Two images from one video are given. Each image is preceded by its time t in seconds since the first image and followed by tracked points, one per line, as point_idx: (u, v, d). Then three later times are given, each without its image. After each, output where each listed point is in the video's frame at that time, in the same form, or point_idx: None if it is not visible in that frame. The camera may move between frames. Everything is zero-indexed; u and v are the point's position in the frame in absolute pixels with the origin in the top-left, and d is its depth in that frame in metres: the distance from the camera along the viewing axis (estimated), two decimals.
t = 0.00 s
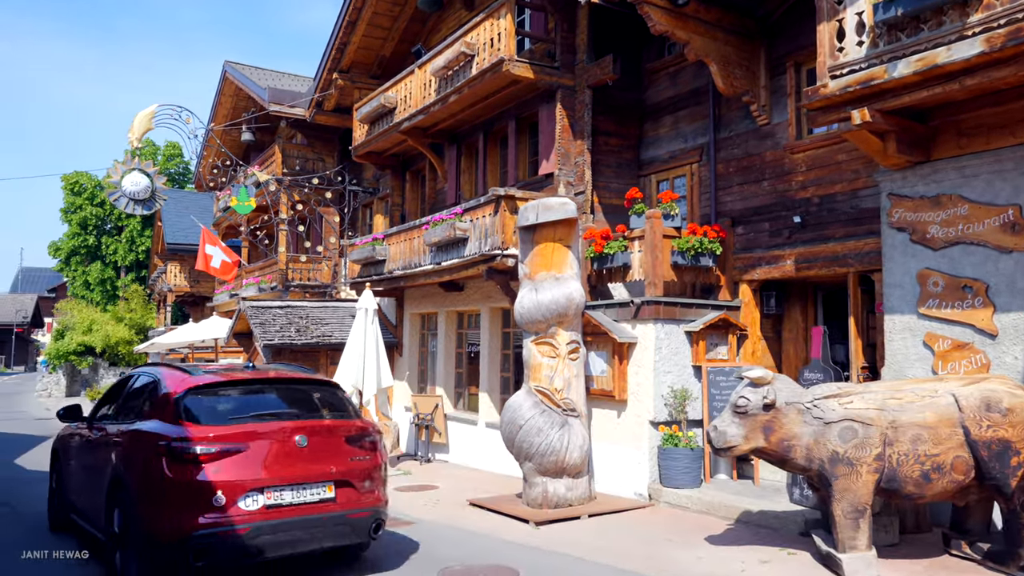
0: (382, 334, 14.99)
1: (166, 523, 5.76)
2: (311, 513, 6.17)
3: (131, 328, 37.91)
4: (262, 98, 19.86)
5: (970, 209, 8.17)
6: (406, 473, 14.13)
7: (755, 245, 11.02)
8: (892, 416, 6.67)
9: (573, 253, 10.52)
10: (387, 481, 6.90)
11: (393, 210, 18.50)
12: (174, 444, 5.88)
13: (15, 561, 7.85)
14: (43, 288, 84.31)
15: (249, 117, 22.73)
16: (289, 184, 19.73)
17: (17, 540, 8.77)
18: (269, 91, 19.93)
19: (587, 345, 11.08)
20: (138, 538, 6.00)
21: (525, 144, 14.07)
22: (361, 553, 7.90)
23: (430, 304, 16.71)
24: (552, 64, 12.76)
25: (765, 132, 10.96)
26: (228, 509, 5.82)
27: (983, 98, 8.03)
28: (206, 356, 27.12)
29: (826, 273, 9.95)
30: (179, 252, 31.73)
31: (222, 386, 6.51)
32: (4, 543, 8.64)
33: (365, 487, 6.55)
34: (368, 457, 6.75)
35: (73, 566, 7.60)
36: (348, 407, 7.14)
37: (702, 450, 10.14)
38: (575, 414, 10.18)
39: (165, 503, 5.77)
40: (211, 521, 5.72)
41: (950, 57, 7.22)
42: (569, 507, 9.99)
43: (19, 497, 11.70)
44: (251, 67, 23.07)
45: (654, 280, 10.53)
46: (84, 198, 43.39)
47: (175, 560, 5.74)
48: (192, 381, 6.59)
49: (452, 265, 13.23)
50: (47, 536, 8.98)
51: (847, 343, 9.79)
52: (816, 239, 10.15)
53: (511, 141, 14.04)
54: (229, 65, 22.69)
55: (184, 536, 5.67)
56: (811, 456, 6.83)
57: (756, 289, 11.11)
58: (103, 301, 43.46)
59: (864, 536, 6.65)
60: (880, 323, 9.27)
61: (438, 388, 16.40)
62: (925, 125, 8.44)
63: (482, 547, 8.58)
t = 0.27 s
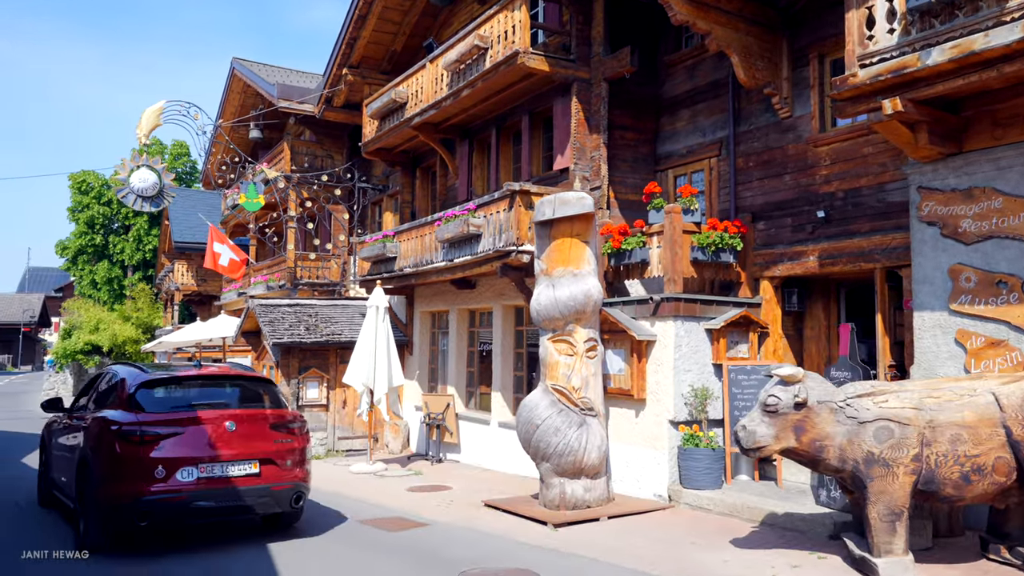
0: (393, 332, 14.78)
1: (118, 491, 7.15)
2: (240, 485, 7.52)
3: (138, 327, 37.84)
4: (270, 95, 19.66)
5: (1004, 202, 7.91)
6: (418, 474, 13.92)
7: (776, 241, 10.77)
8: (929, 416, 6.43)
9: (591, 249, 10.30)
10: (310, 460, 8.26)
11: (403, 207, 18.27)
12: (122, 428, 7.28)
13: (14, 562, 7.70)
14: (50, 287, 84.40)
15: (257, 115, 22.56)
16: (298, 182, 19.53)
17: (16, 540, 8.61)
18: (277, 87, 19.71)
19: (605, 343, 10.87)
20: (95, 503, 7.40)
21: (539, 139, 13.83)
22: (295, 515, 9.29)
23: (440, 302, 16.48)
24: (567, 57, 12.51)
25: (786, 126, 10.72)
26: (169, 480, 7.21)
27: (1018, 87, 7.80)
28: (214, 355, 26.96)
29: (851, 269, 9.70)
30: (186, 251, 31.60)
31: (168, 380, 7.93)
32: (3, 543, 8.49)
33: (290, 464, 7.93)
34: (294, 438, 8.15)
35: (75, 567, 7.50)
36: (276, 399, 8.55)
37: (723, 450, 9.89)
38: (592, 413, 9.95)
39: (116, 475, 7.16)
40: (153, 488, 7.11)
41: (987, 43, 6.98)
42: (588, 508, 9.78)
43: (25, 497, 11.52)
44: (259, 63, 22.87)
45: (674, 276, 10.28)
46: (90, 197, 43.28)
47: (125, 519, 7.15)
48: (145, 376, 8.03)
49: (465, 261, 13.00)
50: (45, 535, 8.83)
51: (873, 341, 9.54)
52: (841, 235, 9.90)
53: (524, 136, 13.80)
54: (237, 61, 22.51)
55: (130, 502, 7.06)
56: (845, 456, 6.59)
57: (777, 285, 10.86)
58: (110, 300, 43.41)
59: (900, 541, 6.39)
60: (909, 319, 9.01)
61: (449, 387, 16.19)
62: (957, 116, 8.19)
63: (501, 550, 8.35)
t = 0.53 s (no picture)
0: (408, 331, 14.58)
1: (97, 469, 8.44)
2: (200, 465, 8.83)
3: (151, 326, 37.86)
4: (283, 92, 19.49)
5: None
6: (434, 474, 13.71)
7: (803, 237, 10.50)
8: (976, 417, 6.16)
9: (613, 245, 10.06)
10: (263, 446, 9.58)
11: (417, 204, 18.04)
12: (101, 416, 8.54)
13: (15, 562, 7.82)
14: (63, 287, 84.76)
15: (269, 113, 22.41)
16: (311, 180, 19.33)
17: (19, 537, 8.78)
18: (290, 84, 19.53)
19: (627, 342, 10.65)
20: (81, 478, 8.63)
21: (557, 134, 13.58)
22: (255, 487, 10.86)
23: (456, 301, 16.26)
24: (586, 50, 12.25)
25: (813, 119, 10.44)
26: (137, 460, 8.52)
27: None
28: (226, 355, 26.85)
29: (882, 266, 9.41)
30: (198, 250, 31.51)
31: (144, 377, 9.14)
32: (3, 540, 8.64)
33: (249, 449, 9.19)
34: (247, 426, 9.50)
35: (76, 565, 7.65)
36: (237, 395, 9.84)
37: (751, 452, 9.62)
38: (615, 414, 9.72)
39: (96, 457, 8.42)
40: (127, 468, 8.42)
41: None
42: (611, 511, 9.53)
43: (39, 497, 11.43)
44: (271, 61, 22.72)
45: (699, 273, 10.02)
46: (103, 197, 43.29)
47: (100, 494, 8.43)
48: (124, 373, 9.27)
49: (482, 259, 12.77)
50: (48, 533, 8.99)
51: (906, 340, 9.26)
52: (871, 230, 9.62)
53: (542, 131, 13.55)
54: (250, 59, 22.36)
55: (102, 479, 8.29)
56: (886, 460, 6.32)
57: (804, 283, 10.58)
58: (123, 300, 43.45)
59: (946, 548, 6.12)
60: (945, 318, 8.72)
61: (465, 387, 15.97)
62: (996, 106, 7.91)
63: (524, 555, 8.12)
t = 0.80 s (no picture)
0: (431, 332, 14.40)
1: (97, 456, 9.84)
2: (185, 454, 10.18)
3: (172, 328, 38.03)
4: (304, 92, 19.37)
5: None
6: (458, 477, 13.52)
7: (838, 235, 10.20)
8: None
9: (642, 244, 9.81)
10: (240, 437, 10.91)
11: (438, 204, 17.86)
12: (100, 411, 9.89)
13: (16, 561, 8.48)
14: (86, 289, 85.54)
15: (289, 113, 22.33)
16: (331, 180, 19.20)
17: (29, 538, 9.41)
18: (311, 84, 19.41)
19: (655, 343, 10.39)
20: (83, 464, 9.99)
21: (582, 131, 13.33)
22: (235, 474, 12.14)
23: (479, 302, 16.05)
24: (612, 45, 12.00)
25: (848, 113, 10.15)
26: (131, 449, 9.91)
27: None
28: (247, 356, 26.82)
29: (922, 264, 9.10)
30: (219, 251, 31.54)
31: (138, 378, 10.50)
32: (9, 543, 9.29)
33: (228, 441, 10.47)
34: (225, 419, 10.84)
35: (69, 566, 8.20)
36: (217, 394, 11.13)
37: (786, 457, 9.33)
38: (645, 417, 9.46)
39: (94, 446, 9.80)
40: (121, 455, 9.82)
41: None
42: (641, 517, 9.28)
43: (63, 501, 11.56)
44: (292, 61, 22.64)
45: (730, 273, 9.76)
46: (125, 199, 43.50)
47: (100, 477, 9.83)
48: (122, 375, 10.62)
49: (506, 259, 12.55)
50: (57, 535, 9.62)
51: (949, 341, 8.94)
52: (910, 227, 9.31)
53: (566, 129, 13.31)
54: (270, 60, 22.29)
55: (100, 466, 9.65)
56: (936, 467, 6.05)
57: (839, 282, 10.27)
58: (144, 301, 43.69)
59: (1002, 560, 5.83)
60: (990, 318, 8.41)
61: (488, 389, 15.76)
62: None
63: (554, 562, 7.91)
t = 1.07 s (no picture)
0: (440, 331, 14.18)
1: (81, 445, 11.24)
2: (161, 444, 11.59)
3: (178, 328, 37.92)
4: (311, 89, 19.16)
5: None
6: (468, 479, 13.29)
7: (859, 232, 9.95)
8: None
9: (658, 241, 9.56)
10: (211, 429, 12.33)
11: (447, 202, 17.64)
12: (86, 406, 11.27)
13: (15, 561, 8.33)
14: (93, 288, 85.62)
15: (296, 111, 22.17)
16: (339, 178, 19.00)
17: (30, 538, 9.30)
18: (318, 81, 19.21)
19: (671, 342, 10.15)
20: (70, 452, 11.38)
21: (594, 127, 13.10)
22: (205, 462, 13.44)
23: (488, 301, 15.82)
24: (626, 38, 11.75)
25: (870, 106, 9.92)
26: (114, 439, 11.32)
27: None
28: (253, 356, 26.64)
29: (948, 260, 8.86)
30: (226, 251, 31.38)
31: (120, 376, 11.95)
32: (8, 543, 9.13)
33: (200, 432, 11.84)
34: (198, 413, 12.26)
35: (67, 566, 8.05)
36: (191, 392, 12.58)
37: (806, 460, 9.05)
38: (661, 418, 9.21)
39: (80, 436, 11.18)
40: (104, 444, 11.25)
41: None
42: (657, 521, 9.03)
43: (65, 502, 11.38)
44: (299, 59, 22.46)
45: (749, 270, 9.52)
46: (131, 199, 43.39)
47: (84, 464, 11.22)
48: (108, 375, 12.08)
49: (517, 256, 12.31)
50: (57, 534, 9.52)
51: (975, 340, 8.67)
52: (935, 223, 9.08)
53: (578, 124, 13.08)
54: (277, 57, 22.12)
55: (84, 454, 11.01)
56: (972, 470, 5.81)
57: (860, 280, 10.01)
58: (150, 301, 43.61)
59: None
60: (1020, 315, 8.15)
61: (497, 389, 15.52)
62: None
63: (571, 567, 7.69)
